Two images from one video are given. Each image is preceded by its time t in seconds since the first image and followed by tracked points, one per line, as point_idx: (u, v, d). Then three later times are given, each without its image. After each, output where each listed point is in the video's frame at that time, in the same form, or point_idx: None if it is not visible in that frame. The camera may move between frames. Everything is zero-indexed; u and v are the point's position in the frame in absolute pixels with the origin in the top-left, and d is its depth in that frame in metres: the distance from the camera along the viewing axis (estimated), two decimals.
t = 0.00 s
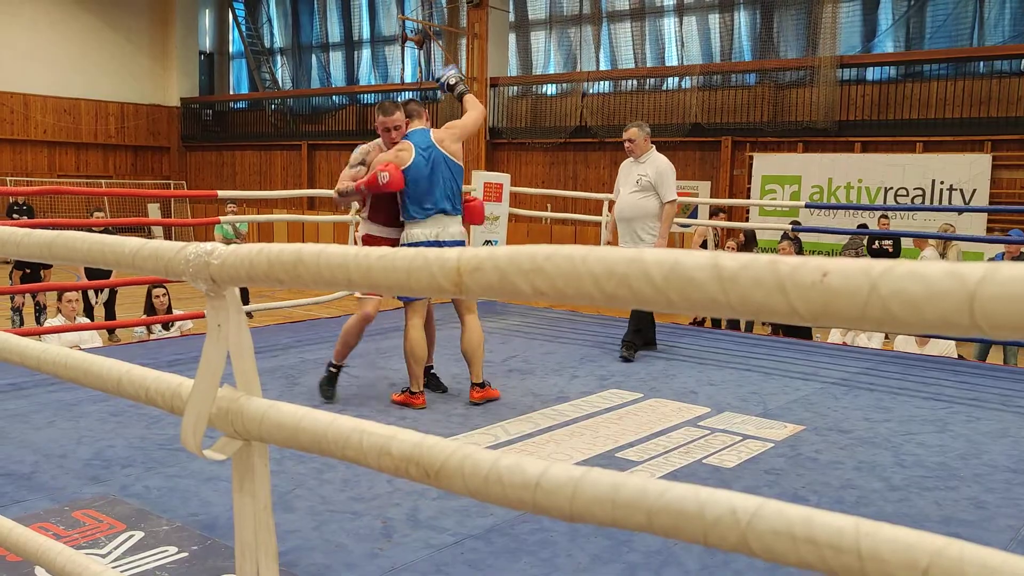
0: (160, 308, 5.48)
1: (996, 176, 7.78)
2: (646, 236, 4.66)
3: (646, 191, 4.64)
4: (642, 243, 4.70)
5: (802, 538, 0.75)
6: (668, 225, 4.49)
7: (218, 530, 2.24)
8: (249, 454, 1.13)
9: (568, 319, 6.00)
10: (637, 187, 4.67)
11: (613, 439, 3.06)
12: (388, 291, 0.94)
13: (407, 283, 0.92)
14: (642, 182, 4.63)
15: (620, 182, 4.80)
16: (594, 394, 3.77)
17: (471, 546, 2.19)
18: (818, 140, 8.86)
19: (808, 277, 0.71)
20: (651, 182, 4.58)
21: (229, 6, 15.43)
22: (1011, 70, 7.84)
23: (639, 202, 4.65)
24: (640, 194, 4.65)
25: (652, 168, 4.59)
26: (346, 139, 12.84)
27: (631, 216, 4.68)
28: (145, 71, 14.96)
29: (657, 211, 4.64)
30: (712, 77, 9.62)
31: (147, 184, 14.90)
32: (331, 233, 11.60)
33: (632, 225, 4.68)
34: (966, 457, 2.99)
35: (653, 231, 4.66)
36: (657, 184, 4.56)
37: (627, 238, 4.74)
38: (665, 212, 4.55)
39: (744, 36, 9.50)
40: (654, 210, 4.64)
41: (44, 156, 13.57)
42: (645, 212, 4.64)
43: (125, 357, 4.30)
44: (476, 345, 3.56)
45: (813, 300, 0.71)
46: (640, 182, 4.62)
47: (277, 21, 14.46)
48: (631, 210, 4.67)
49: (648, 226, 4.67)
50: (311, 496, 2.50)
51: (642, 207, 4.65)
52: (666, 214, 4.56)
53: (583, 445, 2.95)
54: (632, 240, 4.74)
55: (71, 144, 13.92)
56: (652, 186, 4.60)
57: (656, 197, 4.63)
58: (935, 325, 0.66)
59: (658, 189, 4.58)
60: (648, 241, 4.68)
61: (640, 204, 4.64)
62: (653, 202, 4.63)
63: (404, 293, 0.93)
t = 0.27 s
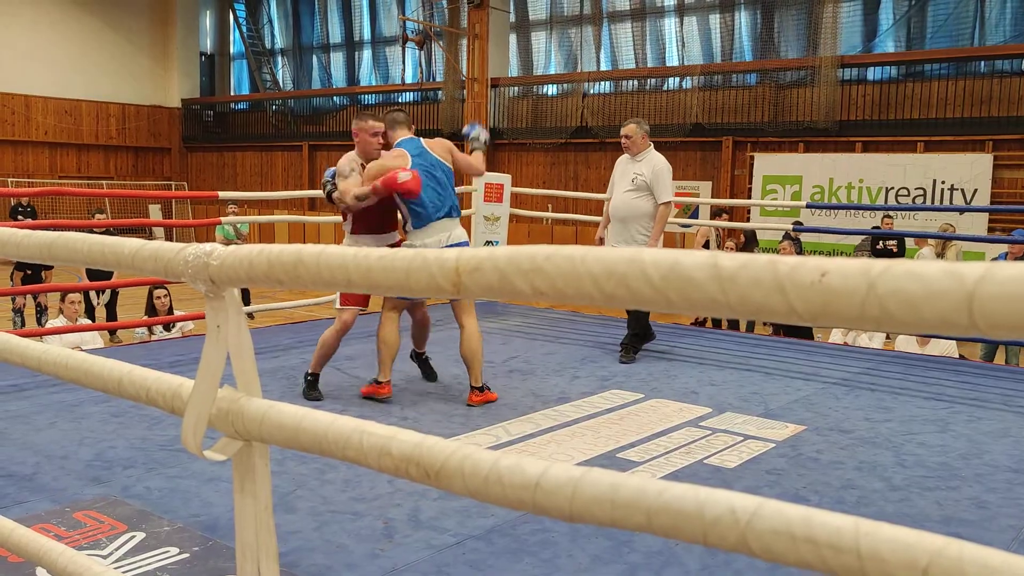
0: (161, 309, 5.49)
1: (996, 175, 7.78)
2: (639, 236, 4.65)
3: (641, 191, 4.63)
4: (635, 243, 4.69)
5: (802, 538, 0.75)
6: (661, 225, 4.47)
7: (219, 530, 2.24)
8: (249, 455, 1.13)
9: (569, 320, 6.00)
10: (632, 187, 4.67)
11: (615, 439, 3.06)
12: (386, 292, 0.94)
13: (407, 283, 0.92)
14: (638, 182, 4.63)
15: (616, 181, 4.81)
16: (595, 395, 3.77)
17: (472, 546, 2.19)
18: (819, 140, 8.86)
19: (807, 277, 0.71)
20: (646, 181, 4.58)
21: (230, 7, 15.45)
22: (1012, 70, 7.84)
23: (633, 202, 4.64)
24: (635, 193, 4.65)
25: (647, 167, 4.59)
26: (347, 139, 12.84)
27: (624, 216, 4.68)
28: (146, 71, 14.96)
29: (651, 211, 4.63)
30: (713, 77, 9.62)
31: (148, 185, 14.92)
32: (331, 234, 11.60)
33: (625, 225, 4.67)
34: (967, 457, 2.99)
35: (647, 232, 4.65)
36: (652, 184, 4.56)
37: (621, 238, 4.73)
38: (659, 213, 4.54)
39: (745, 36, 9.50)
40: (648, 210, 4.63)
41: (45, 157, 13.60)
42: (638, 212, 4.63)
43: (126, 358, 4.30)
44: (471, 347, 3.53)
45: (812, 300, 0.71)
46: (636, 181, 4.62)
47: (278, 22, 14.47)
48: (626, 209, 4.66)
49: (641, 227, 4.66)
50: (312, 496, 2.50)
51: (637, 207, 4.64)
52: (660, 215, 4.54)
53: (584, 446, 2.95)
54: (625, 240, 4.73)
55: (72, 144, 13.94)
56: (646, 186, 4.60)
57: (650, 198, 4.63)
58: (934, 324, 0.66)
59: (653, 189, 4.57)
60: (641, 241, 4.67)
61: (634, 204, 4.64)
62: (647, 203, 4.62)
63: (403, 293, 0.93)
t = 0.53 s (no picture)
0: (162, 310, 5.49)
1: (997, 175, 7.78)
2: (637, 237, 4.66)
3: (640, 192, 4.63)
4: (632, 243, 4.70)
5: (802, 538, 0.75)
6: (661, 227, 4.48)
7: (220, 531, 2.24)
8: (249, 456, 1.13)
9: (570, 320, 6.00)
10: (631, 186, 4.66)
11: (615, 439, 3.06)
12: (387, 293, 0.94)
13: (408, 284, 0.92)
14: (637, 182, 4.62)
15: (613, 180, 4.80)
16: (596, 395, 3.77)
17: (473, 547, 2.18)
18: (819, 139, 8.87)
19: (807, 277, 0.71)
20: (646, 182, 4.58)
21: (230, 7, 15.45)
22: (1012, 69, 7.84)
23: (632, 202, 4.65)
24: (634, 193, 4.65)
25: (647, 168, 4.59)
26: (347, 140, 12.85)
27: (622, 216, 4.68)
28: (146, 72, 14.95)
29: (650, 211, 4.63)
30: (713, 78, 9.62)
31: (149, 186, 14.93)
32: (332, 235, 11.60)
33: (624, 225, 4.67)
34: (968, 456, 2.98)
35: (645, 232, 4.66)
36: (652, 184, 4.56)
37: (617, 238, 4.72)
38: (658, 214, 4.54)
39: (745, 36, 9.51)
40: (646, 211, 4.63)
41: (46, 158, 13.61)
42: (637, 213, 4.63)
43: (126, 359, 4.30)
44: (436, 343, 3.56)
45: (813, 300, 0.71)
46: (635, 182, 4.62)
47: (278, 22, 14.48)
48: (625, 210, 4.66)
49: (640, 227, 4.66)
50: (312, 497, 2.50)
51: (635, 207, 4.65)
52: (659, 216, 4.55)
53: (584, 446, 2.95)
54: (623, 240, 4.73)
55: (73, 146, 13.96)
56: (646, 187, 4.60)
57: (648, 199, 4.63)
58: (933, 324, 0.66)
59: (653, 190, 4.57)
60: (639, 241, 4.68)
61: (632, 205, 4.64)
62: (646, 204, 4.63)
63: (403, 293, 0.93)
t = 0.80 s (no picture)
0: (163, 311, 5.50)
1: (997, 174, 7.77)
2: (638, 237, 4.64)
3: (640, 193, 4.63)
4: (633, 244, 4.69)
5: (803, 539, 0.75)
6: (664, 227, 4.47)
7: (221, 532, 2.24)
8: (250, 457, 1.13)
9: (571, 320, 6.00)
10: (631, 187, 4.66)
11: (616, 439, 3.06)
12: (388, 294, 0.94)
13: (408, 285, 0.92)
14: (637, 182, 4.62)
15: (612, 181, 4.79)
16: (597, 395, 3.77)
17: (474, 547, 2.19)
18: (820, 139, 8.86)
19: (808, 277, 0.71)
20: (647, 183, 4.59)
21: (230, 8, 15.45)
22: (1012, 69, 7.84)
23: (632, 203, 4.64)
24: (634, 194, 4.64)
25: (648, 168, 4.60)
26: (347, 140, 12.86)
27: (623, 217, 4.67)
28: (147, 73, 14.96)
29: (651, 212, 4.63)
30: (714, 77, 9.61)
31: (149, 187, 14.92)
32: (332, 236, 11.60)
33: (624, 226, 4.67)
34: (969, 456, 2.98)
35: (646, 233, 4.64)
36: (653, 185, 4.56)
37: (618, 239, 4.71)
38: (660, 215, 4.54)
39: (745, 36, 9.51)
40: (647, 211, 4.63)
41: (46, 159, 13.62)
42: (638, 214, 4.63)
43: (127, 360, 4.30)
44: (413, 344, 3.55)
45: (813, 301, 0.71)
46: (636, 182, 4.61)
47: (278, 23, 14.48)
48: (625, 210, 4.65)
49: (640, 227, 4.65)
50: (313, 498, 2.50)
51: (636, 207, 4.64)
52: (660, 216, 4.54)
53: (585, 446, 2.95)
54: (623, 241, 4.71)
55: (73, 146, 13.96)
56: (647, 187, 4.60)
57: (650, 200, 4.63)
58: (934, 325, 0.66)
59: (654, 190, 4.58)
60: (640, 242, 4.66)
61: (633, 206, 4.64)
62: (647, 204, 4.63)
63: (404, 294, 0.93)
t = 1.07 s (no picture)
0: (163, 312, 5.50)
1: (998, 175, 7.76)
2: (639, 238, 4.64)
3: (641, 194, 4.63)
4: (635, 245, 4.69)
5: (805, 540, 0.75)
6: (664, 228, 4.47)
7: (221, 533, 2.24)
8: (250, 458, 1.13)
9: (572, 321, 6.00)
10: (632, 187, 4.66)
11: (617, 440, 3.06)
12: (389, 294, 0.94)
13: (409, 285, 0.92)
14: (638, 183, 4.62)
15: (613, 181, 4.79)
16: (598, 395, 3.77)
17: (475, 548, 2.18)
18: (821, 139, 8.84)
19: (808, 279, 0.71)
20: (647, 184, 4.58)
21: (231, 9, 15.46)
22: (1013, 68, 7.84)
23: (633, 204, 4.64)
24: (635, 194, 4.64)
25: (648, 169, 4.59)
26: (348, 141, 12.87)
27: (624, 218, 4.67)
28: (148, 74, 14.97)
29: (651, 213, 4.63)
30: (715, 78, 9.61)
31: (150, 188, 14.93)
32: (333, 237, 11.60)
33: (626, 227, 4.67)
34: (970, 456, 2.98)
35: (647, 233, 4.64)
36: (653, 185, 4.55)
37: (620, 240, 4.72)
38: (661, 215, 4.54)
39: (746, 36, 9.51)
40: (648, 212, 4.63)
41: (47, 160, 13.63)
42: (639, 214, 4.63)
43: (128, 361, 4.31)
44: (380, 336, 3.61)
45: (814, 302, 0.71)
46: (636, 183, 4.61)
47: (279, 24, 14.50)
48: (625, 211, 4.66)
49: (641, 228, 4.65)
50: (314, 498, 2.50)
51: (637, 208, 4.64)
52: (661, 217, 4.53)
53: (587, 447, 2.95)
54: (625, 241, 4.72)
55: (74, 148, 13.97)
56: (647, 188, 4.60)
57: (651, 200, 4.62)
58: (935, 326, 0.66)
59: (654, 191, 4.57)
60: (642, 242, 4.67)
61: (634, 206, 4.64)
62: (648, 205, 4.62)
63: (404, 295, 0.93)
